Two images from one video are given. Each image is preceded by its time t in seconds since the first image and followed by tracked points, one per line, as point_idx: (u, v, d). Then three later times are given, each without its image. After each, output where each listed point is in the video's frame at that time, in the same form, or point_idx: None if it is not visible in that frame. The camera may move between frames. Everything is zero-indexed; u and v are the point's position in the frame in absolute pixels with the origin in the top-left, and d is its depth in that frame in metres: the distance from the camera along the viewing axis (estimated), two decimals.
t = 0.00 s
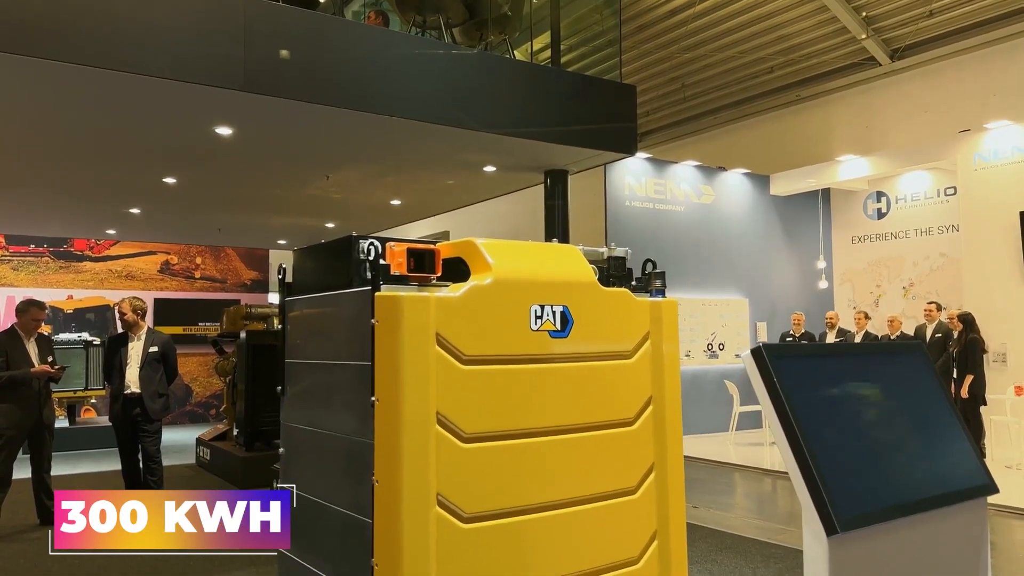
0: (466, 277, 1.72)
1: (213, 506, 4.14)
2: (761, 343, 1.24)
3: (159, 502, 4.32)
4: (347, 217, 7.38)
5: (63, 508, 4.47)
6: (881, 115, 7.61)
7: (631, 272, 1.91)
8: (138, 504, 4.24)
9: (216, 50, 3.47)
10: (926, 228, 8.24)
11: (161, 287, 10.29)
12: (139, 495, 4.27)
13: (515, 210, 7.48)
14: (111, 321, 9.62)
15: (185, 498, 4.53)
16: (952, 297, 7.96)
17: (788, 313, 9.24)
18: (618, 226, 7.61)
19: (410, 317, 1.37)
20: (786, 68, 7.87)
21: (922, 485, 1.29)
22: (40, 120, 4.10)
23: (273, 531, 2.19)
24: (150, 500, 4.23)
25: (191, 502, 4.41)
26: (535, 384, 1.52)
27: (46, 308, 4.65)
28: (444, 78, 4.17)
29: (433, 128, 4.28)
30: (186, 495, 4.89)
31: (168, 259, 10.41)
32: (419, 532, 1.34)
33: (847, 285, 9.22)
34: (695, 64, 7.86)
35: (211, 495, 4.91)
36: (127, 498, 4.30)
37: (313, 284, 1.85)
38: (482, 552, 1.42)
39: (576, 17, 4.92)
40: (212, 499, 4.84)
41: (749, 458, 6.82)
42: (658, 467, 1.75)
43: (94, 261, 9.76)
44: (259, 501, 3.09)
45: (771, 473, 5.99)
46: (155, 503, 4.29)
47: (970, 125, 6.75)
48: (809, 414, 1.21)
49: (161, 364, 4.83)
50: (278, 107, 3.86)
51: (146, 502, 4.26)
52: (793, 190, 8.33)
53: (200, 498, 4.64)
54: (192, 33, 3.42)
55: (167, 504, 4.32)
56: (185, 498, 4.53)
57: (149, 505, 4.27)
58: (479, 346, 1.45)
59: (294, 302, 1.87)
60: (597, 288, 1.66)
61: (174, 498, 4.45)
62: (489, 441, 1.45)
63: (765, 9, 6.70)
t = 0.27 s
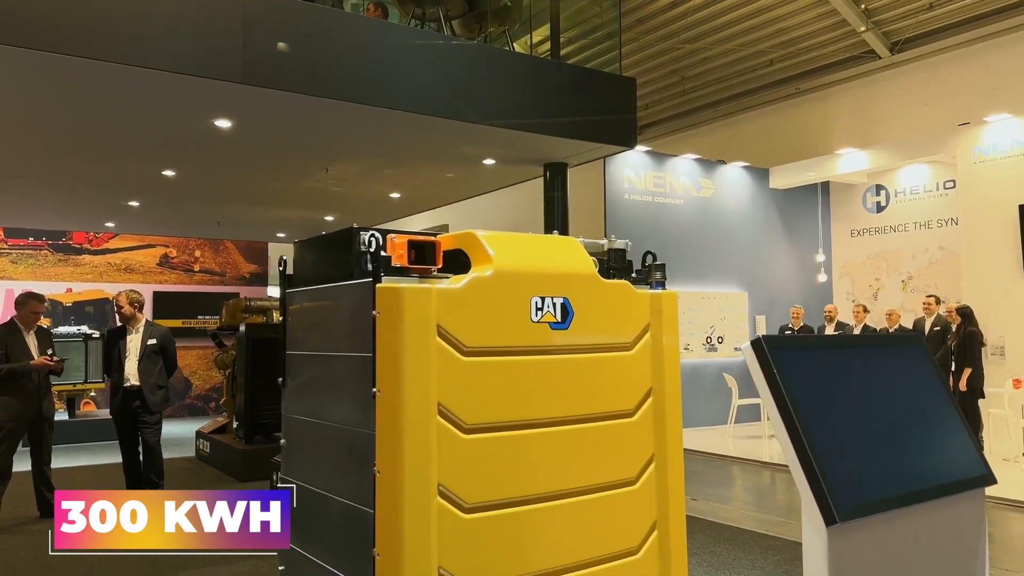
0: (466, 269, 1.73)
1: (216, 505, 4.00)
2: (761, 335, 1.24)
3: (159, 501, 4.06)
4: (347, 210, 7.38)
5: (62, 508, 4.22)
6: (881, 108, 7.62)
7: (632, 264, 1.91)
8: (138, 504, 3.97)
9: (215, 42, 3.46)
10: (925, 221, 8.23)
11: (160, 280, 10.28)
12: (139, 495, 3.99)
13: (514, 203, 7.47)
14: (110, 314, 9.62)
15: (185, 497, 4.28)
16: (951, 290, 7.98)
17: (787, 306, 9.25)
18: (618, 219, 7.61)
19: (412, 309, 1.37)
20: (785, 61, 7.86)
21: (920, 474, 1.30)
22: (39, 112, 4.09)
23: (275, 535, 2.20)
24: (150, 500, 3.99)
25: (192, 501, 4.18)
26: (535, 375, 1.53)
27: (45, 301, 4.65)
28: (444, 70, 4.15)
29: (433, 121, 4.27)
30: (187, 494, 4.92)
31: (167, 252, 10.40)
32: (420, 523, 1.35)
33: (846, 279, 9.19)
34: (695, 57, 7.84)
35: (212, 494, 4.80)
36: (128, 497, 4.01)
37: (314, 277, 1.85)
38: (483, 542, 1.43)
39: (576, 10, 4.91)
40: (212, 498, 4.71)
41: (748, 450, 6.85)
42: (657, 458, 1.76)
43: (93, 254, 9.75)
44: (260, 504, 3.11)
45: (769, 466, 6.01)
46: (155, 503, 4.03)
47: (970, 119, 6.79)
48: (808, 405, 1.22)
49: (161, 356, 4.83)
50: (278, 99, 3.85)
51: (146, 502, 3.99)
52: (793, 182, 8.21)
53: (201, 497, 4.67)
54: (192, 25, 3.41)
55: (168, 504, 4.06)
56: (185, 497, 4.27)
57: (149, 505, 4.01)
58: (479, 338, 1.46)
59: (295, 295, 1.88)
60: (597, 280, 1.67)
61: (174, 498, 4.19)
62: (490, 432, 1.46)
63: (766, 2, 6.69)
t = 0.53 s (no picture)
0: (466, 259, 1.73)
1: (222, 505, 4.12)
2: (760, 325, 1.24)
3: (159, 502, 4.27)
4: (345, 202, 7.37)
5: (62, 508, 4.41)
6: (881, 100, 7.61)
7: (631, 255, 1.91)
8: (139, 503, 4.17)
9: (212, 34, 3.45)
10: (924, 213, 8.25)
11: (158, 272, 10.27)
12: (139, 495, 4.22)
13: (512, 196, 7.47)
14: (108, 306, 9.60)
15: (184, 498, 4.51)
16: (949, 281, 8.01)
17: (785, 298, 9.28)
18: (616, 211, 7.61)
19: (411, 299, 1.37)
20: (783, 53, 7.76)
21: (916, 462, 1.31)
22: (35, 104, 4.07)
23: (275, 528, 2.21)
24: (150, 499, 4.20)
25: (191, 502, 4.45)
26: (534, 365, 1.53)
27: (43, 293, 4.65)
28: (442, 61, 4.13)
29: (431, 113, 4.26)
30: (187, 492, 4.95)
31: (164, 244, 10.40)
32: (421, 512, 1.36)
33: (844, 270, 9.26)
34: (693, 48, 7.77)
35: (212, 495, 4.87)
36: (127, 497, 4.21)
37: (312, 269, 1.85)
38: (483, 532, 1.44)
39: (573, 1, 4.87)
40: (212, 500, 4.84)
41: (745, 441, 6.88)
42: (656, 448, 1.77)
43: (91, 246, 9.74)
44: (259, 498, 3.12)
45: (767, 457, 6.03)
46: (154, 503, 4.24)
47: (968, 110, 6.78)
48: (806, 395, 1.23)
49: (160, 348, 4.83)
50: (275, 90, 3.84)
51: (146, 502, 4.20)
52: (789, 175, 9.01)
53: (201, 497, 4.69)
54: (188, 17, 3.39)
55: (167, 504, 4.28)
56: (185, 498, 4.52)
57: (149, 505, 4.21)
58: (479, 328, 1.46)
59: (295, 285, 1.88)
60: (595, 270, 1.67)
61: (173, 498, 4.41)
62: (489, 422, 1.47)
63: None
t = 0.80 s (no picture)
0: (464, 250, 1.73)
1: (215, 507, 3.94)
2: (758, 316, 1.25)
3: (159, 502, 4.17)
4: (342, 195, 7.36)
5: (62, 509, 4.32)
6: (879, 92, 7.63)
7: (628, 247, 1.91)
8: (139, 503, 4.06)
9: (208, 25, 3.43)
10: (921, 205, 8.25)
11: (155, 266, 10.26)
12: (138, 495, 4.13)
13: (509, 189, 7.46)
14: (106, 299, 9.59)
15: (185, 498, 4.41)
16: (946, 273, 8.03)
17: (783, 290, 9.32)
18: (614, 202, 7.59)
19: (410, 290, 1.37)
20: (783, 44, 7.78)
21: (915, 452, 1.32)
22: (32, 96, 4.06)
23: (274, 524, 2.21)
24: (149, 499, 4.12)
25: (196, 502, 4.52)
26: (532, 356, 1.54)
27: (40, 287, 4.64)
28: (440, 52, 4.11)
29: (428, 104, 4.24)
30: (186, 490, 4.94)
31: (162, 237, 10.39)
32: (421, 503, 1.36)
33: (841, 262, 9.31)
34: (691, 40, 7.77)
35: (211, 494, 4.84)
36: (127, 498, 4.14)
37: (311, 260, 1.84)
38: (482, 522, 1.44)
39: None
40: (211, 499, 4.75)
41: (742, 433, 6.90)
42: (654, 438, 1.77)
43: (88, 239, 9.71)
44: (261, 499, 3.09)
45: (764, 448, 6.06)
46: (155, 503, 4.14)
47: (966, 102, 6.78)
48: (803, 384, 1.23)
49: (159, 342, 4.82)
50: (272, 82, 3.82)
51: (146, 502, 4.10)
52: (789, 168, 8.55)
53: (200, 497, 4.70)
54: (185, 9, 3.38)
55: (167, 505, 4.19)
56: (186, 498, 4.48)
57: (149, 505, 4.11)
58: (477, 320, 1.46)
59: (293, 277, 1.87)
60: (594, 262, 1.67)
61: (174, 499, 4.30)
62: (488, 413, 1.47)
63: None
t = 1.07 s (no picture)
0: (462, 240, 1.73)
1: (213, 504, 3.73)
2: (756, 304, 1.25)
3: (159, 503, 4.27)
4: (339, 186, 7.34)
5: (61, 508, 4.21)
6: (876, 83, 7.63)
7: (627, 236, 1.91)
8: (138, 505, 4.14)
9: (205, 16, 3.42)
10: (918, 195, 8.14)
11: (152, 258, 10.25)
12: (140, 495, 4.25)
13: (506, 180, 7.45)
14: (104, 292, 9.58)
15: (185, 501, 4.43)
16: (943, 263, 8.04)
17: (780, 281, 9.35)
18: (611, 194, 7.59)
19: (408, 280, 1.37)
20: (780, 34, 7.77)
21: (913, 440, 1.33)
22: (28, 88, 4.04)
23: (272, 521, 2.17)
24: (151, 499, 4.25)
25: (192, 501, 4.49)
26: (531, 346, 1.54)
27: (37, 279, 4.63)
28: (438, 43, 4.09)
29: (426, 95, 4.22)
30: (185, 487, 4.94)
31: (159, 230, 10.39)
32: (421, 492, 1.37)
33: (838, 254, 9.30)
34: (687, 31, 7.73)
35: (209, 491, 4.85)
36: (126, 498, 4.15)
37: (309, 251, 1.84)
38: (482, 511, 1.45)
39: None
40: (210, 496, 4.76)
41: (739, 424, 6.93)
42: (654, 427, 1.78)
43: (85, 232, 9.69)
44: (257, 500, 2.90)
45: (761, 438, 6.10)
46: (155, 504, 4.25)
47: (964, 92, 6.75)
48: (802, 372, 1.23)
49: (160, 333, 4.81)
50: (269, 73, 3.81)
51: (146, 503, 4.21)
52: (786, 158, 8.48)
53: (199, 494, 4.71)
54: None
55: (168, 505, 4.26)
56: (185, 500, 4.47)
57: (149, 505, 4.22)
58: (476, 310, 1.46)
59: (292, 268, 1.87)
60: (593, 252, 1.67)
61: (173, 505, 4.30)
62: (487, 401, 1.47)
63: None
